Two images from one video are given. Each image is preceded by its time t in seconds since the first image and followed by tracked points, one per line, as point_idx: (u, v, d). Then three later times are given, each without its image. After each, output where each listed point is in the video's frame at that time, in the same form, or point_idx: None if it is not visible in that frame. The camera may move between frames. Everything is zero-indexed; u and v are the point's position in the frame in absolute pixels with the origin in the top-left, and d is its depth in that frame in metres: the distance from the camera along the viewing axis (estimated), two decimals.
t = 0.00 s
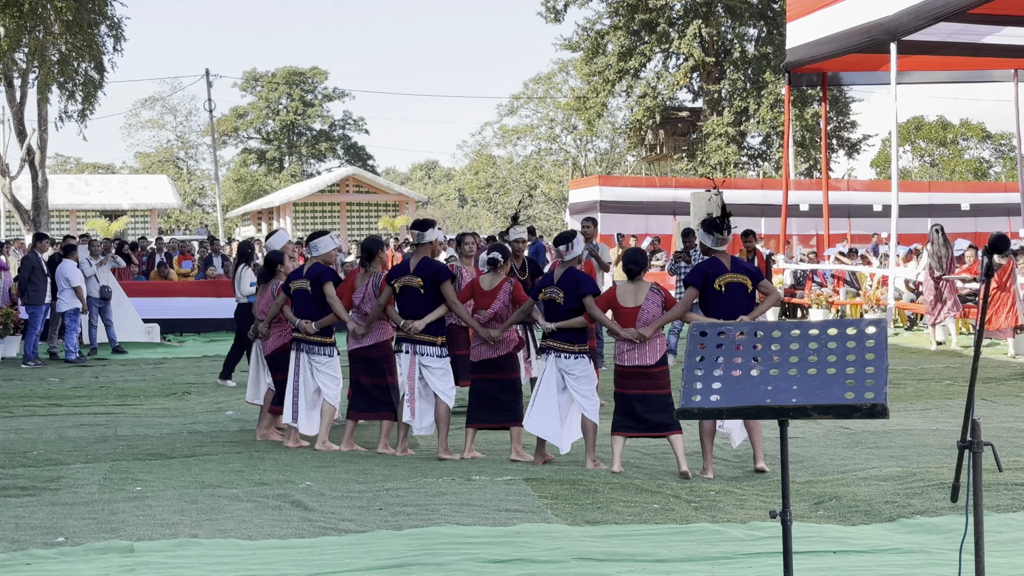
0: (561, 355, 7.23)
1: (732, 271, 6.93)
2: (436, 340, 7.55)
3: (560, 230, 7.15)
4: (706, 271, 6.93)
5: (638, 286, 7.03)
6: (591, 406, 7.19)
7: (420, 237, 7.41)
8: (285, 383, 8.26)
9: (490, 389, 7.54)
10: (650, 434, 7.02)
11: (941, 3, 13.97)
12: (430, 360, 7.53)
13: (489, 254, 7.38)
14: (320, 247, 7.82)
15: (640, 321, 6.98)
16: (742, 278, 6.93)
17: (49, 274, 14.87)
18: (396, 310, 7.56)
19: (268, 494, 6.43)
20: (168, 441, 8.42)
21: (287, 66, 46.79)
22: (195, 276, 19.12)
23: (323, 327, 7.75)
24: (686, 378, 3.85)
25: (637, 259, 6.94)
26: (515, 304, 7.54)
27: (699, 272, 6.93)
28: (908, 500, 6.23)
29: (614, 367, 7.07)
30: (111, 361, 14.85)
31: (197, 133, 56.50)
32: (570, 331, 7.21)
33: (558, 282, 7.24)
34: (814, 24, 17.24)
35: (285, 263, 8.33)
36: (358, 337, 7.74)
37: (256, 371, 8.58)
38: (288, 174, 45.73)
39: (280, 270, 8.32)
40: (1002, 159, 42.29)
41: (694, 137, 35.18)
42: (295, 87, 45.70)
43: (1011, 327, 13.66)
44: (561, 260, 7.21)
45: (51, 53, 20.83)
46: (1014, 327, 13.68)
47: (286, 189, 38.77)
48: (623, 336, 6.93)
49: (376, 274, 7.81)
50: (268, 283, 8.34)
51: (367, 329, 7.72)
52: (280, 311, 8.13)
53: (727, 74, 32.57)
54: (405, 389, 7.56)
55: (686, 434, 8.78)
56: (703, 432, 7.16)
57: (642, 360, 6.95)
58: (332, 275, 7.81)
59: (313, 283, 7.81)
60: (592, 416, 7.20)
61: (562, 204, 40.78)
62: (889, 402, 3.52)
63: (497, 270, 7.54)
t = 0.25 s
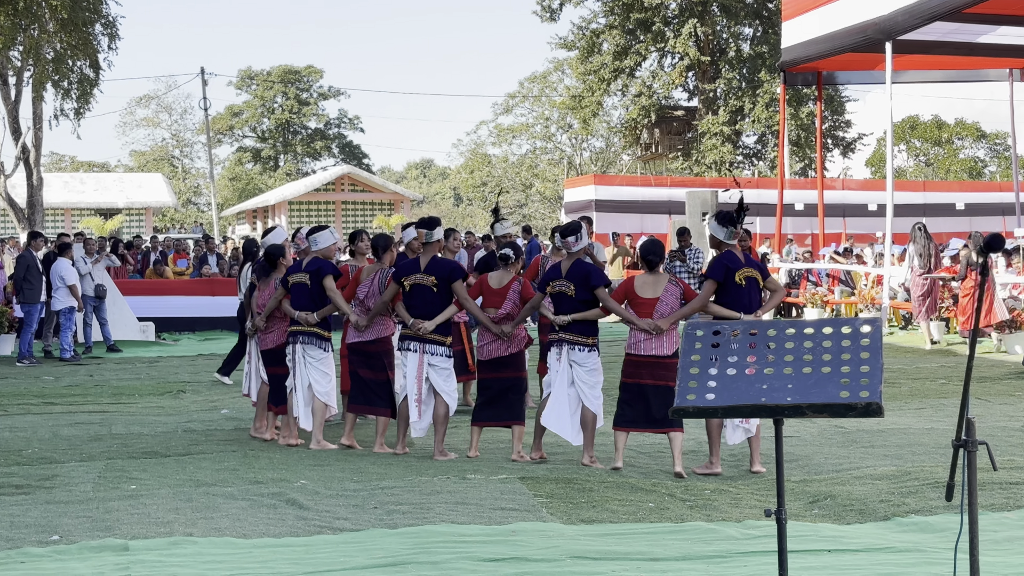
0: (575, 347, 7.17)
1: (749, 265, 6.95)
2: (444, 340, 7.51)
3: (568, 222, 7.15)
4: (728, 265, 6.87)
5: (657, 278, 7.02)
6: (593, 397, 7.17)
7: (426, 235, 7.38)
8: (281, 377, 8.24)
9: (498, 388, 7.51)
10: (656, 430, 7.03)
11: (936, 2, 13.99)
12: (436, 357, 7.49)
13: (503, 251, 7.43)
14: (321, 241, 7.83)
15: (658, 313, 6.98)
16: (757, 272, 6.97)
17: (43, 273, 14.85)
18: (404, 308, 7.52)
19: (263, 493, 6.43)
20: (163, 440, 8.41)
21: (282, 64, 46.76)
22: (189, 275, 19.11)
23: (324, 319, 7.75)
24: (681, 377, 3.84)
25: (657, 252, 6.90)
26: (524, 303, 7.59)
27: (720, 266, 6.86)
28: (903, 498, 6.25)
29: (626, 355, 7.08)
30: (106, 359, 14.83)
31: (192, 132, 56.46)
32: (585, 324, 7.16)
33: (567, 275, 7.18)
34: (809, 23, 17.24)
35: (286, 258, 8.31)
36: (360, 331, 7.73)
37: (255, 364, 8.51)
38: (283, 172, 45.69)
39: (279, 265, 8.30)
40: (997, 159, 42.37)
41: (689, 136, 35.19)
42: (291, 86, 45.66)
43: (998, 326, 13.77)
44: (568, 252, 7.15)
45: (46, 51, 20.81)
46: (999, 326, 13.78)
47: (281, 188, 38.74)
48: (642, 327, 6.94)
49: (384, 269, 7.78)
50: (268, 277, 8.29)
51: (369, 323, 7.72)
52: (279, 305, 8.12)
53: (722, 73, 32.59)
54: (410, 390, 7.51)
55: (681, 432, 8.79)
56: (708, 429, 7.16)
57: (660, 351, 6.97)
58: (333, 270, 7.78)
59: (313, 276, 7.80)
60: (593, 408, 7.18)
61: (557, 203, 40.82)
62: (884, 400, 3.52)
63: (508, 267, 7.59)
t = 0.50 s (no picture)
0: (575, 351, 7.15)
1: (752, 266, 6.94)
2: (439, 340, 7.49)
3: (566, 224, 7.10)
4: (732, 266, 6.87)
5: (658, 281, 7.02)
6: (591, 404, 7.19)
7: (426, 235, 7.41)
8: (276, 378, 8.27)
9: (495, 390, 7.49)
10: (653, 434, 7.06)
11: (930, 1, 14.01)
12: (432, 358, 7.47)
13: (500, 251, 7.46)
14: (312, 241, 7.83)
15: (659, 314, 6.98)
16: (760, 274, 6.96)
17: (37, 271, 14.82)
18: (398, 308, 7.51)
19: (257, 491, 6.42)
20: (157, 438, 8.39)
21: (277, 62, 46.70)
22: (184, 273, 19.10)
23: (313, 318, 7.73)
24: (675, 376, 3.85)
25: (658, 255, 6.89)
26: (520, 302, 7.52)
27: (725, 266, 6.85)
28: (897, 497, 6.26)
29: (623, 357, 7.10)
30: (100, 358, 14.81)
31: (186, 129, 56.40)
32: (585, 327, 7.13)
33: (566, 277, 7.18)
34: (804, 22, 17.26)
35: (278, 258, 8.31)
36: (352, 330, 7.74)
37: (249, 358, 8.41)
38: (277, 170, 45.64)
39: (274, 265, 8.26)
40: (991, 158, 42.47)
41: (683, 134, 35.18)
42: (285, 84, 45.61)
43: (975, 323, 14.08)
44: (567, 255, 7.16)
45: (40, 49, 20.77)
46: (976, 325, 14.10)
47: (275, 186, 38.70)
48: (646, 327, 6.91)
49: (376, 269, 7.80)
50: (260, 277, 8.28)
51: (361, 322, 7.72)
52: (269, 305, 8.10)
53: (716, 72, 32.62)
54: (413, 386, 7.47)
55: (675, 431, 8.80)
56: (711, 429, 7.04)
57: (660, 354, 6.96)
58: (323, 269, 7.81)
59: (303, 276, 7.81)
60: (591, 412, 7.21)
61: (552, 201, 40.84)
62: (877, 401, 3.53)
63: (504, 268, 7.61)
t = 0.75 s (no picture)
0: (557, 351, 7.14)
1: (732, 266, 6.94)
2: (421, 337, 7.47)
3: (547, 225, 7.13)
4: (708, 264, 6.92)
5: (637, 279, 7.04)
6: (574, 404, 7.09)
7: (411, 233, 7.36)
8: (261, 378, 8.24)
9: (482, 389, 7.51)
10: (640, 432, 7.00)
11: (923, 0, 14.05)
12: (416, 355, 7.46)
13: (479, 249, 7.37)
14: (292, 240, 7.80)
15: (637, 311, 6.98)
16: (741, 273, 6.94)
17: (30, 269, 14.79)
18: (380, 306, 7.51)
19: (250, 489, 6.41)
20: (149, 436, 8.38)
21: (270, 60, 46.62)
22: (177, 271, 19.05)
23: (293, 316, 7.71)
24: (668, 375, 3.86)
25: (640, 252, 6.95)
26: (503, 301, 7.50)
27: (700, 264, 6.91)
28: (890, 496, 6.26)
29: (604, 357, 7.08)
30: (92, 356, 14.78)
31: (179, 128, 56.30)
32: (563, 325, 7.14)
33: (546, 275, 7.20)
34: (797, 21, 17.28)
35: (267, 257, 8.29)
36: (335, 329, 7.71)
37: (239, 371, 8.43)
38: (270, 169, 45.56)
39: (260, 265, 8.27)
40: (984, 157, 42.57)
41: (676, 133, 35.17)
42: (278, 82, 45.52)
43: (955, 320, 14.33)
44: (547, 255, 7.17)
45: (33, 47, 20.72)
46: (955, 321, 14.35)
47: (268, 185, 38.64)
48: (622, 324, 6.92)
49: (358, 270, 7.69)
50: (250, 277, 8.31)
51: (343, 320, 7.69)
52: (256, 304, 8.13)
53: (710, 71, 32.64)
54: (401, 385, 7.43)
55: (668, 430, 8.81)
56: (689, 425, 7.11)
57: (639, 352, 6.95)
58: (302, 268, 7.73)
59: (282, 275, 7.77)
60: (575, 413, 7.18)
61: (545, 200, 40.84)
62: (870, 397, 3.52)
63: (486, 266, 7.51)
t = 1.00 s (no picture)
0: (521, 347, 7.13)
1: (702, 261, 6.90)
2: (395, 332, 7.47)
3: (520, 219, 7.17)
4: (674, 262, 6.91)
5: (610, 271, 7.00)
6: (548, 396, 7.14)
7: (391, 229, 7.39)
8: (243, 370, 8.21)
9: (457, 384, 7.50)
10: (622, 423, 7.03)
11: None
12: (390, 352, 7.45)
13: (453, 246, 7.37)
14: (272, 233, 7.80)
15: (607, 306, 6.97)
16: (712, 268, 6.89)
17: (20, 267, 14.74)
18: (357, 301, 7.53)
19: (241, 487, 6.40)
20: (140, 434, 8.37)
21: (262, 58, 46.53)
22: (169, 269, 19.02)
23: (270, 311, 7.70)
24: (660, 374, 3.87)
25: (611, 246, 6.97)
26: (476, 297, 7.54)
27: (667, 263, 6.90)
28: (881, 494, 6.28)
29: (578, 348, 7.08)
30: (83, 354, 14.73)
31: (171, 125, 56.17)
32: (531, 319, 7.13)
33: (513, 271, 7.23)
34: (788, 19, 17.30)
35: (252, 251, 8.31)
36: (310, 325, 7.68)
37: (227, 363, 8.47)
38: (262, 167, 45.50)
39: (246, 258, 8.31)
40: (975, 156, 42.69)
41: (668, 132, 35.16)
42: (270, 80, 45.44)
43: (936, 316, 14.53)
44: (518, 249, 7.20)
45: (24, 44, 20.63)
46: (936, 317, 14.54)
47: (259, 183, 38.57)
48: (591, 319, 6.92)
49: (331, 263, 7.73)
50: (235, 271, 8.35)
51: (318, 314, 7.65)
52: (238, 297, 8.16)
53: (702, 69, 32.66)
54: (377, 383, 7.43)
55: (658, 427, 8.81)
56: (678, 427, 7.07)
57: (610, 343, 6.96)
58: (280, 262, 7.74)
59: (261, 270, 7.77)
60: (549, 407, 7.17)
61: (537, 198, 40.86)
62: (860, 396, 3.53)
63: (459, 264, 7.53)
